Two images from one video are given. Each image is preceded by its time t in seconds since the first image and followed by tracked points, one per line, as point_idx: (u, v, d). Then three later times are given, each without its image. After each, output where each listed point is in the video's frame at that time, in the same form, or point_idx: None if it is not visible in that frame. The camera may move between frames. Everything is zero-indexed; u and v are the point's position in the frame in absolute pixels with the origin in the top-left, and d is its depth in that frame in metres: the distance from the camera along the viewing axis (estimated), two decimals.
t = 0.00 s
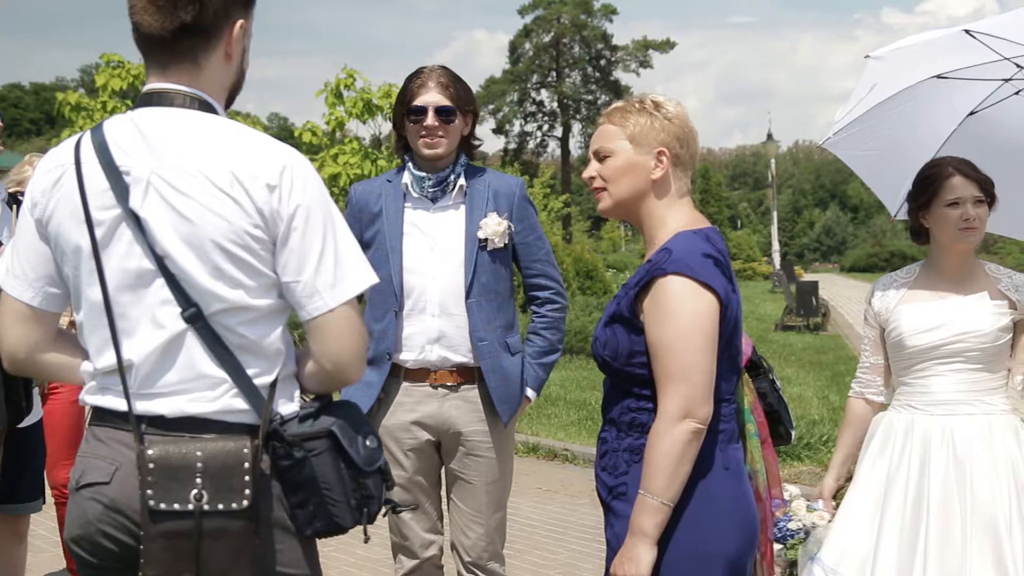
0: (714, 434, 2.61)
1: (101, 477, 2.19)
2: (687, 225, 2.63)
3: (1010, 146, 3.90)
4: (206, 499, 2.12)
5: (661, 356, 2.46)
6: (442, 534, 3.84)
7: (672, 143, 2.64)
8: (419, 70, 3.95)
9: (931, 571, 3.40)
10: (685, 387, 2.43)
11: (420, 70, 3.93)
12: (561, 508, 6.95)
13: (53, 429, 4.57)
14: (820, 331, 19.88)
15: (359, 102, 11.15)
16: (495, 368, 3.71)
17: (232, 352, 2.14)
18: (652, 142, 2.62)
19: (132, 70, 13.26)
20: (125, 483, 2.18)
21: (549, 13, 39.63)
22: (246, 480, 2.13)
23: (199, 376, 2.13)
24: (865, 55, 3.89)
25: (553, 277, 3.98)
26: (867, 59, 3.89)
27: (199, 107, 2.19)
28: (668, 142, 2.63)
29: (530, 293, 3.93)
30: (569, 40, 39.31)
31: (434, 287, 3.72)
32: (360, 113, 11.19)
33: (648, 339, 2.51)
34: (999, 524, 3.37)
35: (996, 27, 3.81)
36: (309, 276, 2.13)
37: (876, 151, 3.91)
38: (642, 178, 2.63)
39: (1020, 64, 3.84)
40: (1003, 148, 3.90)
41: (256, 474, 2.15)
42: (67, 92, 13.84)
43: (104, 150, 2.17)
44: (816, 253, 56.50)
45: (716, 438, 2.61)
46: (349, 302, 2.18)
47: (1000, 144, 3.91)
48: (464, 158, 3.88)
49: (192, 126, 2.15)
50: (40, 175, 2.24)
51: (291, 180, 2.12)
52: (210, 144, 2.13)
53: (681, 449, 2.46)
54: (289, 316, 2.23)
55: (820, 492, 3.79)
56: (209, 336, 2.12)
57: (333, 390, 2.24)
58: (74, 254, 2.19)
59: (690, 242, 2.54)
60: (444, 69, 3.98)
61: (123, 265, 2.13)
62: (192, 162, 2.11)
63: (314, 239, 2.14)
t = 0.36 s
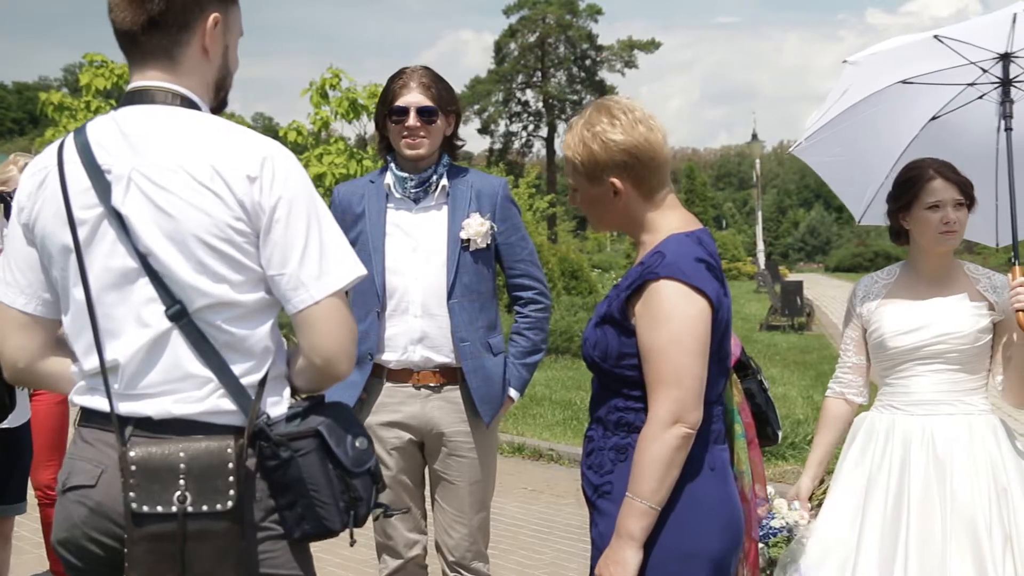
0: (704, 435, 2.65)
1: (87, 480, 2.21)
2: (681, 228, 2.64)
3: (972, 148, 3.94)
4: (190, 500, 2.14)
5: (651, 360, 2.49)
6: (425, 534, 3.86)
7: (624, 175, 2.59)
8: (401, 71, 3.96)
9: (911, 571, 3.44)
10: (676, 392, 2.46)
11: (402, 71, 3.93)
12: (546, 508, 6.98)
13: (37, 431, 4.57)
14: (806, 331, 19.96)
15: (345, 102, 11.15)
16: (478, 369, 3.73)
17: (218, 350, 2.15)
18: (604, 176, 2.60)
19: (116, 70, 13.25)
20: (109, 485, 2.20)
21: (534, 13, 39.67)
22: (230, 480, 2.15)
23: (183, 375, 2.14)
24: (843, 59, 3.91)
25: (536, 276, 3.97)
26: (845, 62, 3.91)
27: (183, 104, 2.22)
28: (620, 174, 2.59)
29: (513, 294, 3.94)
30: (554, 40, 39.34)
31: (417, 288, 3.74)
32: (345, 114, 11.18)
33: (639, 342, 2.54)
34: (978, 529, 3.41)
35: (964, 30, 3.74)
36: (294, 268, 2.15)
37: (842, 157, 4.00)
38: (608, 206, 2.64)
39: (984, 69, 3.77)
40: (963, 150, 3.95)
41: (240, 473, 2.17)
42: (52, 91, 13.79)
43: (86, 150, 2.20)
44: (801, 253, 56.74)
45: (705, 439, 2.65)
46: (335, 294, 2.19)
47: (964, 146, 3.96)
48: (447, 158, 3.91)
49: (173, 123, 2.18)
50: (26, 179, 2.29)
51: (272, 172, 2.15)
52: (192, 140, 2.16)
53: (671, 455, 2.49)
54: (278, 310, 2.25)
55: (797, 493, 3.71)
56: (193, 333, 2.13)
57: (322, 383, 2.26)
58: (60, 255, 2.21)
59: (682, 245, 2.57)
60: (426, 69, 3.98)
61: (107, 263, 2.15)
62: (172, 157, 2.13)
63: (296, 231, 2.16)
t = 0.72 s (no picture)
0: (680, 434, 2.64)
1: (85, 479, 2.18)
2: (658, 225, 2.63)
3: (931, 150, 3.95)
4: (192, 500, 2.11)
5: (626, 364, 2.47)
6: (403, 535, 3.82)
7: (612, 153, 2.58)
8: (378, 72, 3.94)
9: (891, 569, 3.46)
10: (649, 394, 2.45)
11: (379, 71, 3.91)
12: (525, 508, 6.97)
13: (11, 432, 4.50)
14: (784, 330, 20.04)
15: (322, 102, 11.10)
16: (455, 369, 3.70)
17: (219, 348, 2.11)
18: (591, 152, 2.59)
19: (91, 68, 13.13)
20: (108, 484, 2.16)
21: (512, 13, 39.65)
22: (232, 478, 2.11)
23: (186, 374, 2.11)
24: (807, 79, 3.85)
25: (513, 276, 3.95)
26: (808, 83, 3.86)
27: (184, 98, 2.18)
28: (607, 152, 2.58)
29: (489, 294, 3.91)
30: (533, 41, 39.35)
31: (393, 288, 3.71)
32: (322, 113, 11.13)
33: (614, 344, 2.52)
34: (959, 527, 3.42)
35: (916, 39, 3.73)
36: (304, 261, 2.12)
37: (802, 173, 4.00)
38: (588, 188, 2.63)
39: (935, 71, 3.81)
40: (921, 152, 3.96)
41: (243, 470, 2.13)
42: (26, 89, 13.66)
43: (85, 144, 2.16)
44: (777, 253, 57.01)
45: (680, 438, 2.63)
46: (347, 286, 2.16)
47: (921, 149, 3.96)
48: (423, 158, 3.88)
49: (174, 116, 2.15)
50: (22, 174, 2.25)
51: (278, 165, 2.12)
52: (193, 132, 2.13)
53: (646, 456, 2.47)
54: (284, 305, 2.22)
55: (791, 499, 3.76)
56: (197, 331, 2.10)
57: (334, 379, 2.20)
58: (59, 251, 2.17)
59: (657, 246, 2.55)
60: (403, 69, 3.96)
61: (108, 260, 2.11)
62: (175, 151, 2.10)
63: (305, 223, 2.13)
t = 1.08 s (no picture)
0: (658, 435, 2.63)
1: (97, 489, 2.11)
2: (635, 226, 2.62)
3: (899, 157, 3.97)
4: (217, 502, 2.07)
5: (604, 366, 2.46)
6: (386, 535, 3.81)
7: (580, 157, 2.57)
8: (357, 71, 3.93)
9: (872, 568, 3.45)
10: (627, 395, 2.43)
11: (358, 71, 3.90)
12: (507, 507, 6.95)
13: None
14: (765, 330, 20.10)
15: (304, 101, 11.04)
16: (437, 369, 3.68)
17: (240, 348, 2.09)
18: (562, 153, 2.59)
19: (71, 67, 13.05)
20: (123, 491, 2.10)
21: (494, 13, 39.62)
22: (258, 480, 2.08)
23: (206, 374, 2.08)
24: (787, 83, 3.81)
25: (493, 275, 3.92)
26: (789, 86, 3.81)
27: (200, 91, 2.15)
28: (576, 155, 2.57)
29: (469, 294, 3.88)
30: (514, 40, 39.32)
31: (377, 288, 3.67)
32: (303, 113, 11.07)
33: (592, 347, 2.50)
34: (939, 526, 3.41)
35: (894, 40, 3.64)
36: (329, 259, 2.11)
37: (775, 180, 4.06)
38: (561, 190, 2.65)
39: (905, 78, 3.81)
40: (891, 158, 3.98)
41: (268, 472, 2.10)
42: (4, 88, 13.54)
43: (101, 136, 2.11)
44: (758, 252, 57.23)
45: (658, 438, 2.62)
46: (370, 286, 2.15)
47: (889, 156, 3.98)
48: (403, 158, 3.85)
49: (194, 109, 2.11)
50: (32, 167, 2.18)
51: (305, 160, 2.11)
52: (215, 125, 2.10)
53: (625, 458, 2.46)
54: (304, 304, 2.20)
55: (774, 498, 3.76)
56: (218, 330, 2.07)
57: (354, 380, 2.20)
58: (71, 246, 2.11)
59: (634, 248, 2.54)
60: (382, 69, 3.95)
61: (125, 256, 2.06)
62: (198, 144, 2.07)
63: (329, 221, 2.12)
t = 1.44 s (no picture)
0: (643, 435, 2.62)
1: (125, 532, 1.93)
2: (623, 225, 2.61)
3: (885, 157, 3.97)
4: (262, 513, 1.94)
5: (589, 365, 2.45)
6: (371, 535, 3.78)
7: (584, 152, 2.56)
8: (334, 72, 3.88)
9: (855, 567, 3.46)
10: (612, 396, 2.43)
11: (335, 71, 3.85)
12: (492, 507, 6.93)
13: None
14: (749, 329, 20.17)
15: (289, 101, 11.00)
16: (421, 369, 3.67)
17: (260, 357, 1.95)
18: (564, 148, 2.58)
19: (54, 66, 12.96)
20: (156, 527, 1.93)
21: (479, 13, 39.58)
22: (302, 492, 1.97)
23: (224, 387, 1.93)
24: (786, 71, 3.78)
25: (478, 275, 3.92)
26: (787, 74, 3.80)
27: (218, 93, 2.02)
28: (580, 151, 2.56)
29: (453, 293, 3.88)
30: (500, 40, 39.30)
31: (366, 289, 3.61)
32: (289, 112, 11.02)
33: (577, 346, 2.50)
34: (922, 523, 3.41)
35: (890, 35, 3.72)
36: (355, 274, 1.98)
37: (759, 173, 4.03)
38: (556, 182, 2.62)
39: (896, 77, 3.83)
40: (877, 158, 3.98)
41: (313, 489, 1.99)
42: None
43: (115, 134, 1.97)
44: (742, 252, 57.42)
45: (644, 439, 2.62)
46: (396, 303, 2.02)
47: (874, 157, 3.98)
48: (385, 158, 3.85)
49: (215, 111, 1.97)
50: (37, 164, 2.03)
51: (332, 171, 1.98)
52: (236, 128, 1.96)
53: (610, 458, 2.45)
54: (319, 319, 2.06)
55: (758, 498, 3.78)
56: (237, 341, 1.93)
57: (376, 399, 2.08)
58: (76, 249, 1.96)
59: (619, 248, 2.53)
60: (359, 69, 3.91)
61: (136, 262, 1.92)
62: (219, 146, 1.94)
63: (356, 234, 1.99)
